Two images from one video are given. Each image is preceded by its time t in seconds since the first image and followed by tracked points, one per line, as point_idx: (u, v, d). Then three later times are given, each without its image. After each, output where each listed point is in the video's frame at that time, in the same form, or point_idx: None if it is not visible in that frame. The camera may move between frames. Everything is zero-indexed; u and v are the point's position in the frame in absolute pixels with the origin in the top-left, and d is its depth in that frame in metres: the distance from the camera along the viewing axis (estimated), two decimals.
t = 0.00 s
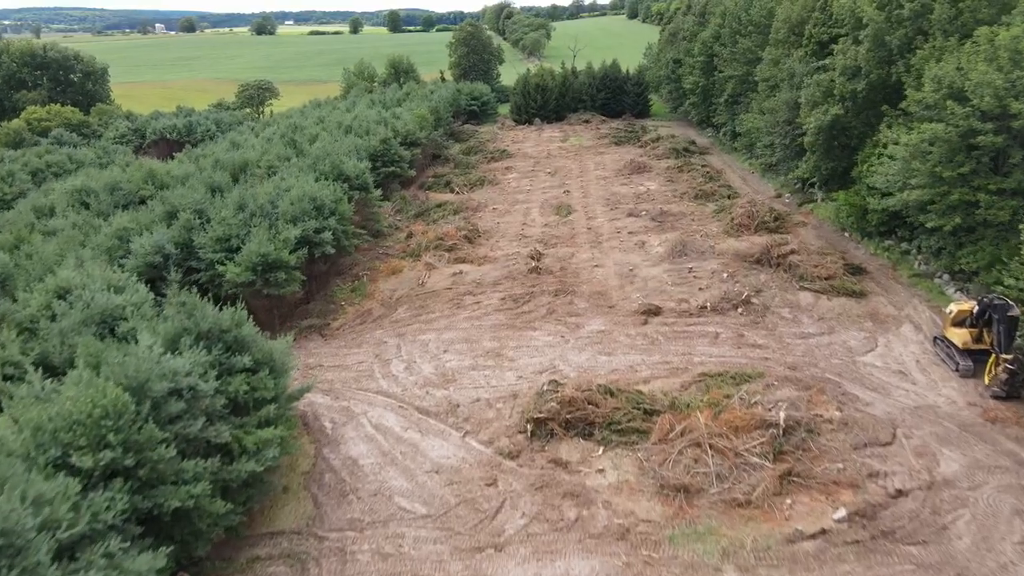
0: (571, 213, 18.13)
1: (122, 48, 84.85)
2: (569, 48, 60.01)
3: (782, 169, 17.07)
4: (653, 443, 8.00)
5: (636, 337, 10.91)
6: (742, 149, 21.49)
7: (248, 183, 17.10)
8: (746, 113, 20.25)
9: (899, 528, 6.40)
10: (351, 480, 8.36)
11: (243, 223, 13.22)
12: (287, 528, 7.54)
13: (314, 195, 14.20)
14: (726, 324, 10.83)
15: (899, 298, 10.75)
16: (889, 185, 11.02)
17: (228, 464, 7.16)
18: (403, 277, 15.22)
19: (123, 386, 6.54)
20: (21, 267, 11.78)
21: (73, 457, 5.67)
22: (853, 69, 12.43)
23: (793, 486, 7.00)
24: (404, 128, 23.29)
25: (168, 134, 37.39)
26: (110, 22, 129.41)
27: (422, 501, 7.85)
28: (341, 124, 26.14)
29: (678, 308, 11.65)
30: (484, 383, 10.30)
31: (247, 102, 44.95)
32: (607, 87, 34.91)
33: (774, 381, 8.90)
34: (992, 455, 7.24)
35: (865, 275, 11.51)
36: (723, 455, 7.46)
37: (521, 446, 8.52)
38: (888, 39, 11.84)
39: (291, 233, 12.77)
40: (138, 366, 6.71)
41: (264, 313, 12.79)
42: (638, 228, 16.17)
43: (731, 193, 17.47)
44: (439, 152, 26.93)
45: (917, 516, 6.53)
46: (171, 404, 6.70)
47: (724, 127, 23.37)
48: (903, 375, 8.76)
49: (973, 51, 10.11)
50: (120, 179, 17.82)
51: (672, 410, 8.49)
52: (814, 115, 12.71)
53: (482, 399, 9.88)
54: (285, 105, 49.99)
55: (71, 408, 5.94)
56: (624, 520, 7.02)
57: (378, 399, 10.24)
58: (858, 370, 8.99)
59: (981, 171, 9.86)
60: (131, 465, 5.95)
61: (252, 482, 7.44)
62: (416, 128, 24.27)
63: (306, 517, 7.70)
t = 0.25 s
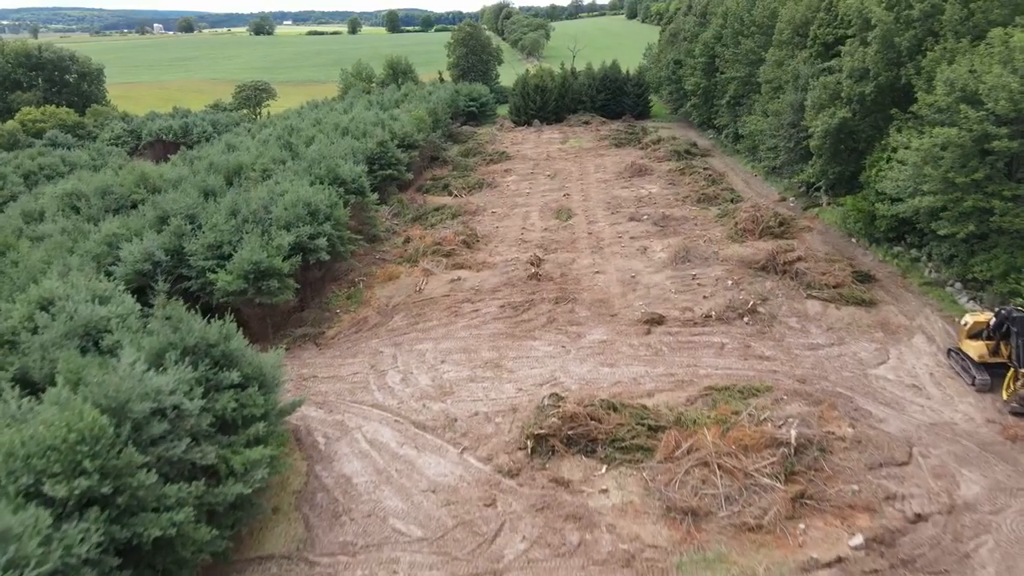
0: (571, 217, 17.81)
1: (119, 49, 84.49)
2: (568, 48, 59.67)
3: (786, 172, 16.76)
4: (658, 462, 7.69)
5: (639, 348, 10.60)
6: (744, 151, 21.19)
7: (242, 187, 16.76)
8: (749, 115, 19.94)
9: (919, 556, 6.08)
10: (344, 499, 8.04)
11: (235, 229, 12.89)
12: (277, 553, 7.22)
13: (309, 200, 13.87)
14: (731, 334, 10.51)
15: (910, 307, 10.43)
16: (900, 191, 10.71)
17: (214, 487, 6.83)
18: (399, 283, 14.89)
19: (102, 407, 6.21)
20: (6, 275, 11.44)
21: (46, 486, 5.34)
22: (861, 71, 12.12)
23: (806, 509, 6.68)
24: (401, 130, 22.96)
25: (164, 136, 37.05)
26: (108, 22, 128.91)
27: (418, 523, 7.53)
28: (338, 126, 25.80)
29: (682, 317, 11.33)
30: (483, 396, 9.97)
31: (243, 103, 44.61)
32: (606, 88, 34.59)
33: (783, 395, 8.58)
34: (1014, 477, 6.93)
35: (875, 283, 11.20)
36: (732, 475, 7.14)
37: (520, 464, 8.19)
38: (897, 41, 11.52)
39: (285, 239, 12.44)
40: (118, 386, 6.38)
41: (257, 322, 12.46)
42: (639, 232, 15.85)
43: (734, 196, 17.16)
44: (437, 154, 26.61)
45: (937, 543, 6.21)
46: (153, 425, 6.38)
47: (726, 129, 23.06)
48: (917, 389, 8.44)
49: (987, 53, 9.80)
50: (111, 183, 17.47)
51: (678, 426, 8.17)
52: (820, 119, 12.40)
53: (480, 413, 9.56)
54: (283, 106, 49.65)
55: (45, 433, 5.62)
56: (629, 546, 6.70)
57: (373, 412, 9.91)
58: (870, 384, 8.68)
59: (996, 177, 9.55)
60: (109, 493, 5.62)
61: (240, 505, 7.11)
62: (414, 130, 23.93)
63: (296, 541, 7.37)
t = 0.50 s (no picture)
0: (571, 221, 17.53)
1: (116, 49, 84.16)
2: (568, 49, 59.37)
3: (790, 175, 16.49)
4: (663, 480, 7.40)
5: (642, 357, 10.32)
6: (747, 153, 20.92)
7: (237, 190, 16.48)
8: (751, 117, 19.66)
9: None
10: (337, 518, 7.75)
11: (228, 234, 12.59)
12: None
13: (304, 204, 13.58)
14: (737, 343, 10.24)
15: (920, 315, 10.17)
16: (909, 196, 10.44)
17: (200, 508, 6.54)
18: (397, 289, 14.61)
19: (81, 427, 5.93)
20: None
21: (20, 514, 5.05)
22: (868, 73, 11.85)
23: (818, 531, 6.41)
24: (399, 132, 22.67)
25: (160, 137, 36.74)
26: (106, 21, 128.48)
27: (414, 543, 7.24)
28: (335, 127, 25.50)
29: (686, 326, 11.06)
30: (481, 408, 9.69)
31: (240, 104, 44.31)
32: (606, 89, 34.32)
33: (792, 408, 8.30)
34: None
35: (883, 290, 10.93)
36: (741, 495, 6.86)
37: (520, 481, 7.91)
38: (906, 42, 11.24)
39: (279, 245, 12.15)
40: (99, 404, 6.10)
41: (250, 330, 12.18)
42: (641, 237, 15.57)
43: (737, 200, 16.89)
44: (435, 156, 26.33)
45: (957, 568, 5.94)
46: (135, 445, 6.10)
47: (727, 131, 22.78)
48: (930, 402, 8.17)
49: (999, 54, 9.52)
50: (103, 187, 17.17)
51: (684, 441, 7.89)
52: (826, 122, 12.14)
53: (479, 425, 9.27)
54: (280, 106, 49.35)
55: (19, 456, 5.33)
56: (634, 570, 6.42)
57: (368, 425, 9.62)
58: (881, 396, 8.39)
59: (1009, 182, 9.27)
60: (87, 519, 5.34)
61: (228, 526, 6.82)
62: (412, 132, 23.64)
63: (287, 563, 7.09)
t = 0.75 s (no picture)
0: (570, 225, 17.21)
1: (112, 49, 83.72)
2: (566, 49, 59.05)
3: (794, 179, 16.18)
4: (669, 502, 7.08)
5: (644, 369, 10.01)
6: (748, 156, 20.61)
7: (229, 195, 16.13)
8: (753, 119, 19.36)
9: None
10: (328, 541, 7.41)
11: (219, 241, 12.25)
12: None
13: (297, 210, 13.23)
14: (742, 355, 9.92)
15: (930, 325, 9.86)
16: (920, 202, 10.13)
17: (183, 536, 6.20)
18: (392, 296, 14.28)
19: (54, 453, 5.59)
20: None
21: None
22: (876, 75, 11.55)
23: (833, 559, 6.09)
24: (395, 134, 22.34)
25: (155, 138, 36.38)
26: (102, 21, 127.93)
27: (408, 570, 6.91)
28: (330, 129, 25.14)
29: (689, 335, 10.75)
30: (479, 423, 9.36)
31: (236, 105, 43.92)
32: (605, 90, 34.00)
33: (801, 425, 7.99)
34: None
35: (892, 299, 10.63)
36: (751, 519, 6.54)
37: (519, 502, 7.58)
38: (916, 43, 10.93)
39: (271, 252, 11.80)
40: (74, 429, 5.76)
41: (241, 340, 11.84)
42: (642, 242, 15.25)
43: (739, 203, 16.58)
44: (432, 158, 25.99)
45: None
46: (112, 472, 5.76)
47: (729, 133, 22.47)
48: (946, 419, 7.85)
49: (1014, 56, 9.21)
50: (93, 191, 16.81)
51: (690, 460, 7.57)
52: (833, 125, 11.83)
53: (476, 441, 8.94)
54: (277, 107, 48.97)
55: None
56: None
57: (362, 440, 9.29)
58: (894, 412, 8.08)
59: None
60: (57, 555, 5.00)
61: (212, 553, 6.49)
62: (408, 133, 23.30)
63: None
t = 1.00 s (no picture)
0: (569, 229, 16.94)
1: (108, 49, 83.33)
2: (564, 49, 58.78)
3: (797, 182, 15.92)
4: (674, 522, 6.79)
5: (646, 380, 9.73)
6: (749, 158, 20.35)
7: (222, 199, 15.84)
8: (755, 121, 19.11)
9: None
10: (320, 563, 7.12)
11: (209, 247, 11.93)
12: None
13: (290, 215, 12.93)
14: (747, 365, 9.65)
15: (940, 334, 9.60)
16: (929, 208, 9.86)
17: (165, 563, 5.89)
18: (388, 303, 13.98)
19: (27, 478, 5.29)
20: None
21: None
22: (883, 77, 11.29)
23: None
24: (392, 136, 22.05)
25: (150, 140, 36.04)
26: (99, 22, 127.35)
27: None
28: (326, 131, 24.83)
29: (692, 344, 10.47)
30: (476, 437, 9.07)
31: (232, 106, 43.58)
32: (604, 91, 33.73)
33: (810, 440, 7.71)
34: None
35: (900, 307, 10.36)
36: (760, 542, 6.26)
37: (518, 521, 7.29)
38: (923, 44, 10.67)
39: (263, 259, 11.49)
40: (49, 451, 5.47)
41: (232, 349, 11.54)
42: (642, 247, 14.98)
43: (741, 207, 16.32)
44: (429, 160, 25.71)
45: None
46: (90, 497, 5.46)
47: (729, 135, 22.21)
48: (960, 434, 7.59)
49: None
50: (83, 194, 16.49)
51: (695, 478, 7.29)
52: (838, 128, 11.57)
53: (474, 456, 8.66)
54: (273, 108, 48.62)
55: None
56: None
57: (355, 455, 9.00)
58: (906, 427, 7.81)
59: None
60: None
61: None
62: (405, 135, 23.00)
63: None
